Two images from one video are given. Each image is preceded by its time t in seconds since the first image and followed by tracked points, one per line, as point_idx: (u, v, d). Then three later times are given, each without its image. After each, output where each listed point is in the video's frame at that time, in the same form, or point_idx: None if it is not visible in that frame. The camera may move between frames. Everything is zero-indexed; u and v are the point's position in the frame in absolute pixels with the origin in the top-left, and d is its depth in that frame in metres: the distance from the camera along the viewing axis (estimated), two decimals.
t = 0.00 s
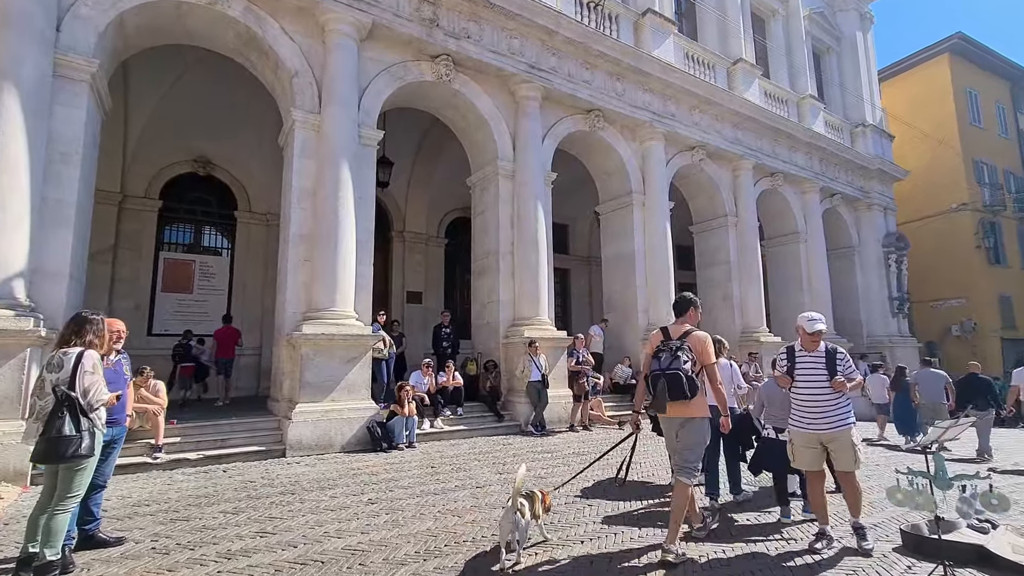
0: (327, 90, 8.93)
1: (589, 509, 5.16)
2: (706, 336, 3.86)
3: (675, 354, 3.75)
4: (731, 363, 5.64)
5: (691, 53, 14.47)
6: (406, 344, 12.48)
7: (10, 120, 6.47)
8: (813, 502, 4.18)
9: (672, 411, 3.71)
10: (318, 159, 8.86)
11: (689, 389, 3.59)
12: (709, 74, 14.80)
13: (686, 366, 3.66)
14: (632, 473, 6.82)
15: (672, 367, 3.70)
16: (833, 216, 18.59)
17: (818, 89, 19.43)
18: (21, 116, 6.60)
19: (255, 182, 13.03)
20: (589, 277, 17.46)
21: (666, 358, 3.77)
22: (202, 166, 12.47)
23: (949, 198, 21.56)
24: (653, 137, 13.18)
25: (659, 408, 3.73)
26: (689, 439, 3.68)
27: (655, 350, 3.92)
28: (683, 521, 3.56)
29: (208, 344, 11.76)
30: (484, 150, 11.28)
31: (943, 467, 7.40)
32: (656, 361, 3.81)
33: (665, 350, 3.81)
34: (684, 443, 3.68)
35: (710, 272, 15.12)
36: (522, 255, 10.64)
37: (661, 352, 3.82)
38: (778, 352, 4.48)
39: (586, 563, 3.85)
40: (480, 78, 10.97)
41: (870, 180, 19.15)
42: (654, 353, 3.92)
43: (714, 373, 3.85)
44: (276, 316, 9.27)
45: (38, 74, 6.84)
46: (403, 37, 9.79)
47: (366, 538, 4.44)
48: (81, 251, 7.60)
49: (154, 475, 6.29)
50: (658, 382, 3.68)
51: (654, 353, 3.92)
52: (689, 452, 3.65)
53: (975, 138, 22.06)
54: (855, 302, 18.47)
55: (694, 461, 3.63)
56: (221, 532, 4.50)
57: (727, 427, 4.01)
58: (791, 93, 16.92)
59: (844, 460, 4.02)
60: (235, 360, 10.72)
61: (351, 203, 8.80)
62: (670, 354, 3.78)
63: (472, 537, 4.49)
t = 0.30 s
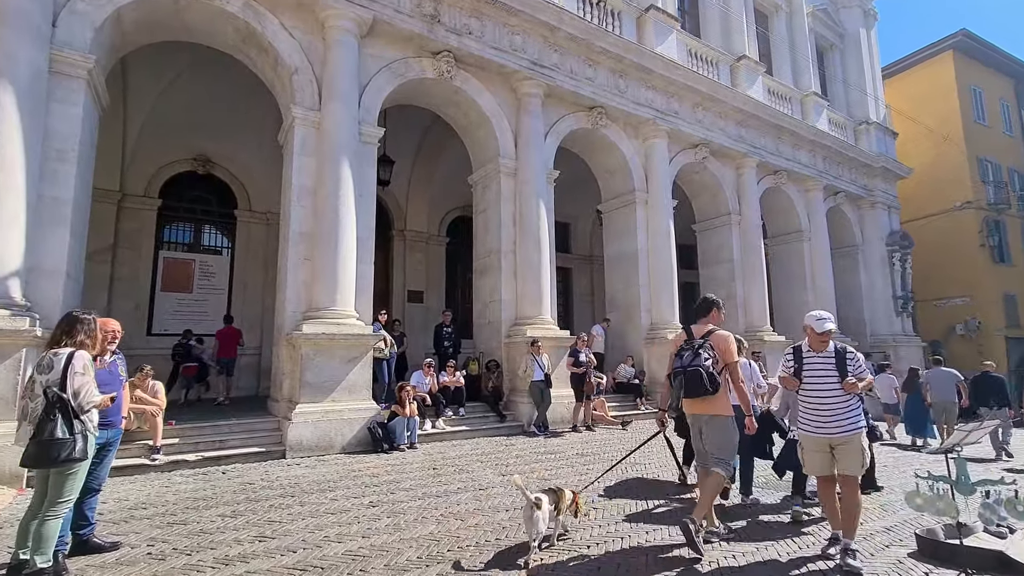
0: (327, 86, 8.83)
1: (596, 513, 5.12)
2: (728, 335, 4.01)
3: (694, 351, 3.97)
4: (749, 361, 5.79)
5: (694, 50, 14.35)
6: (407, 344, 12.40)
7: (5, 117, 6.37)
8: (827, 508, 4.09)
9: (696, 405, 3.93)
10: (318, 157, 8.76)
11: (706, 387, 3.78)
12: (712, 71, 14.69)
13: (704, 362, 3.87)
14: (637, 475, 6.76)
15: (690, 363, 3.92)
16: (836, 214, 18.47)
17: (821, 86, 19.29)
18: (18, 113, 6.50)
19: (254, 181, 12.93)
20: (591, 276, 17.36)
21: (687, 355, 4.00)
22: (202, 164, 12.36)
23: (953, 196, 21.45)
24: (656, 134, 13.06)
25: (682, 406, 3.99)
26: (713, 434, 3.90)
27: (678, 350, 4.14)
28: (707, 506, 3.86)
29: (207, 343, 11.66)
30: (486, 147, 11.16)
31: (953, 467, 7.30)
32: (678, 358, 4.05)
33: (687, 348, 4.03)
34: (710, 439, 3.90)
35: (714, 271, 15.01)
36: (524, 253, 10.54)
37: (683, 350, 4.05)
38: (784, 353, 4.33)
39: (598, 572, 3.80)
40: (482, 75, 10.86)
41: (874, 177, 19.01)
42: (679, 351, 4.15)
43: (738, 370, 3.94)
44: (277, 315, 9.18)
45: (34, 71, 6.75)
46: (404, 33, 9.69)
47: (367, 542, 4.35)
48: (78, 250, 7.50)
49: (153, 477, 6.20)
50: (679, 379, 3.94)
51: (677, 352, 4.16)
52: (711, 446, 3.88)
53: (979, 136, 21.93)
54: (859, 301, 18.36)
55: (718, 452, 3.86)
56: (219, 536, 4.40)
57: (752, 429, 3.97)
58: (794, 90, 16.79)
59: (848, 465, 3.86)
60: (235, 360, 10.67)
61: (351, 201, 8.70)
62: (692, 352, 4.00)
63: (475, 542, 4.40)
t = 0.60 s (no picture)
0: (327, 82, 8.74)
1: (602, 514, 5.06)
2: (751, 333, 4.01)
3: (717, 345, 3.96)
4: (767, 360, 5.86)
5: (697, 47, 14.26)
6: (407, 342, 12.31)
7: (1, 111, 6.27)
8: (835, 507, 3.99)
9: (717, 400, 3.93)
10: (318, 153, 8.67)
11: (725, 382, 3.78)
12: (715, 68, 14.60)
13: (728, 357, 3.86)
14: (642, 475, 6.69)
15: (713, 357, 3.91)
16: (838, 212, 18.37)
17: (823, 84, 19.20)
18: (13, 107, 6.39)
19: (254, 178, 12.84)
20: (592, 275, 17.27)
21: (709, 349, 3.99)
22: (201, 161, 12.26)
23: (956, 194, 21.37)
24: (659, 131, 12.97)
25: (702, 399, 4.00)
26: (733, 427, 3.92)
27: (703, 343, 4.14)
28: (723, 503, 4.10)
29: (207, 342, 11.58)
30: (488, 144, 11.07)
31: (960, 467, 7.23)
32: (700, 352, 4.04)
33: (709, 342, 4.03)
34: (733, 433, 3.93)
35: (716, 269, 14.91)
36: (525, 250, 10.46)
37: (705, 345, 4.05)
38: (797, 348, 4.28)
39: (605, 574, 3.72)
40: (484, 71, 10.77)
41: (876, 175, 18.93)
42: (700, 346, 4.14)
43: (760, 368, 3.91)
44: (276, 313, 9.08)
45: (30, 65, 6.65)
46: (405, 29, 9.59)
47: (369, 543, 4.27)
48: (75, 247, 7.41)
49: (151, 477, 6.11)
50: (701, 373, 3.92)
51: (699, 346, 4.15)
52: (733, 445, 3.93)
53: (982, 134, 21.86)
54: (861, 300, 18.28)
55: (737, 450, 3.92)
56: (217, 537, 4.32)
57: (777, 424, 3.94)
58: (797, 87, 16.70)
59: (865, 470, 3.75)
60: (235, 358, 10.60)
61: (352, 197, 8.61)
62: (714, 346, 3.99)
63: (479, 544, 4.32)
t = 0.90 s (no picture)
0: (328, 76, 8.65)
1: (610, 512, 5.03)
2: (789, 341, 4.23)
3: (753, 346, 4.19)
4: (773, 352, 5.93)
5: (699, 43, 14.19)
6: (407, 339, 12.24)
7: None
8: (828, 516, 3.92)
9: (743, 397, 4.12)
10: (318, 149, 8.58)
11: (756, 384, 3.96)
12: (717, 65, 14.53)
13: (762, 357, 4.07)
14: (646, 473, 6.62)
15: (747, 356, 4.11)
16: (840, 210, 18.30)
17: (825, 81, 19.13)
18: (10, 100, 6.29)
19: (253, 174, 12.73)
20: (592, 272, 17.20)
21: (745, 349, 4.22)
22: (200, 158, 12.17)
23: (957, 192, 21.34)
24: (661, 128, 12.88)
25: (730, 397, 4.20)
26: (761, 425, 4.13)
27: (740, 345, 4.39)
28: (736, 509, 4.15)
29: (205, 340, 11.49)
30: (489, 141, 10.99)
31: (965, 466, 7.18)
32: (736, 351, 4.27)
33: (745, 343, 4.28)
34: (762, 431, 4.16)
35: (717, 267, 14.82)
36: (527, 247, 10.38)
37: (741, 345, 4.29)
38: (808, 345, 4.15)
39: None
40: (485, 66, 10.68)
41: (878, 173, 18.86)
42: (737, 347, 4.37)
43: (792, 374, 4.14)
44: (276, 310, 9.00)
45: (26, 58, 6.56)
46: (406, 23, 9.50)
47: (372, 543, 4.20)
48: (72, 242, 7.32)
49: (149, 475, 6.03)
50: (733, 371, 4.10)
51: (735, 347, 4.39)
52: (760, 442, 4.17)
53: (984, 132, 21.84)
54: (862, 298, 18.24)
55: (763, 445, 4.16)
56: (218, 537, 4.24)
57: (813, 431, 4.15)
58: (799, 84, 16.63)
59: (882, 470, 3.71)
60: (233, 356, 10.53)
61: (352, 193, 8.52)
62: (751, 347, 4.22)
63: (484, 544, 4.25)
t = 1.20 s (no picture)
0: (328, 70, 8.53)
1: (619, 515, 4.95)
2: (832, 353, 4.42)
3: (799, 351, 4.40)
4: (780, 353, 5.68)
5: (701, 40, 14.10)
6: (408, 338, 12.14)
7: None
8: (838, 522, 3.82)
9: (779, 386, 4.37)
10: (319, 144, 8.46)
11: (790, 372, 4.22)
12: (719, 62, 14.45)
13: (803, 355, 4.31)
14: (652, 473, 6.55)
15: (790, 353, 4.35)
16: (841, 209, 18.26)
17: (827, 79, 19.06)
18: (5, 93, 6.16)
19: (251, 170, 12.60)
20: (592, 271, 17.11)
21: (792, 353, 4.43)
22: (197, 154, 11.99)
23: (957, 191, 21.34)
24: (663, 125, 12.78)
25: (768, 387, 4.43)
26: (791, 424, 4.57)
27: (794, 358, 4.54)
28: (756, 504, 4.25)
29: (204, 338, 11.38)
30: (491, 137, 10.88)
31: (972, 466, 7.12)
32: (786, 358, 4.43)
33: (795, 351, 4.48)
34: (796, 431, 4.57)
35: (719, 265, 14.76)
36: (529, 245, 10.28)
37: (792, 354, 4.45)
38: (816, 344, 4.07)
39: None
40: (488, 62, 10.57)
41: (879, 172, 18.82)
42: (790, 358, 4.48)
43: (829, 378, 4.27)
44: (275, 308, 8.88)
45: (22, 50, 6.42)
46: (407, 17, 9.39)
47: (379, 547, 4.11)
48: (69, 238, 7.19)
49: (148, 476, 5.93)
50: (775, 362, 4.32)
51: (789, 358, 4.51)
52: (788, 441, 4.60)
53: (984, 131, 21.84)
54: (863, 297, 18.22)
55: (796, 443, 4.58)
56: (220, 540, 4.15)
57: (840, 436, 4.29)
58: (801, 82, 16.57)
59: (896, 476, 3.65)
60: (227, 355, 10.43)
61: (354, 190, 8.41)
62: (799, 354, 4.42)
63: (493, 547, 4.17)
